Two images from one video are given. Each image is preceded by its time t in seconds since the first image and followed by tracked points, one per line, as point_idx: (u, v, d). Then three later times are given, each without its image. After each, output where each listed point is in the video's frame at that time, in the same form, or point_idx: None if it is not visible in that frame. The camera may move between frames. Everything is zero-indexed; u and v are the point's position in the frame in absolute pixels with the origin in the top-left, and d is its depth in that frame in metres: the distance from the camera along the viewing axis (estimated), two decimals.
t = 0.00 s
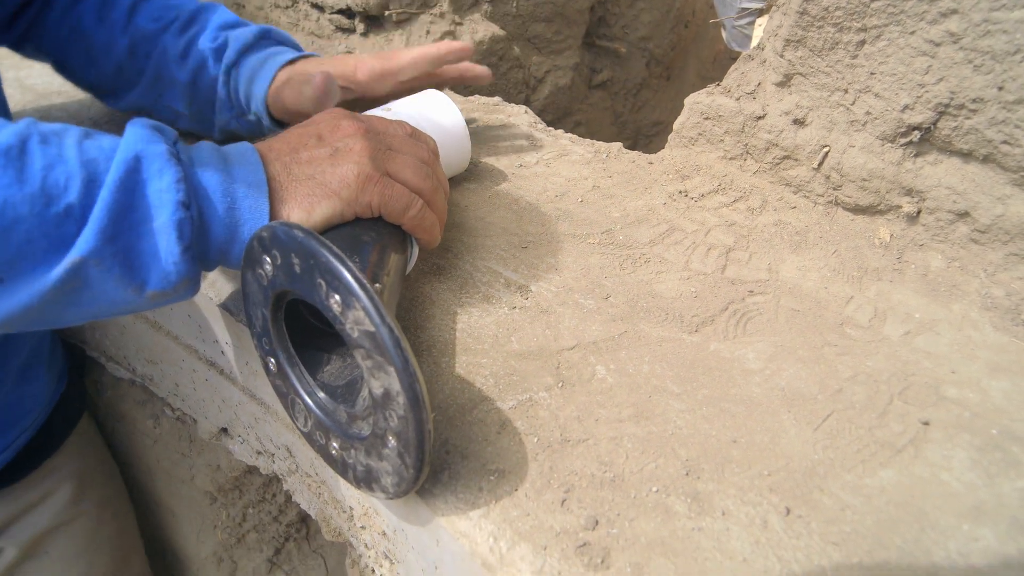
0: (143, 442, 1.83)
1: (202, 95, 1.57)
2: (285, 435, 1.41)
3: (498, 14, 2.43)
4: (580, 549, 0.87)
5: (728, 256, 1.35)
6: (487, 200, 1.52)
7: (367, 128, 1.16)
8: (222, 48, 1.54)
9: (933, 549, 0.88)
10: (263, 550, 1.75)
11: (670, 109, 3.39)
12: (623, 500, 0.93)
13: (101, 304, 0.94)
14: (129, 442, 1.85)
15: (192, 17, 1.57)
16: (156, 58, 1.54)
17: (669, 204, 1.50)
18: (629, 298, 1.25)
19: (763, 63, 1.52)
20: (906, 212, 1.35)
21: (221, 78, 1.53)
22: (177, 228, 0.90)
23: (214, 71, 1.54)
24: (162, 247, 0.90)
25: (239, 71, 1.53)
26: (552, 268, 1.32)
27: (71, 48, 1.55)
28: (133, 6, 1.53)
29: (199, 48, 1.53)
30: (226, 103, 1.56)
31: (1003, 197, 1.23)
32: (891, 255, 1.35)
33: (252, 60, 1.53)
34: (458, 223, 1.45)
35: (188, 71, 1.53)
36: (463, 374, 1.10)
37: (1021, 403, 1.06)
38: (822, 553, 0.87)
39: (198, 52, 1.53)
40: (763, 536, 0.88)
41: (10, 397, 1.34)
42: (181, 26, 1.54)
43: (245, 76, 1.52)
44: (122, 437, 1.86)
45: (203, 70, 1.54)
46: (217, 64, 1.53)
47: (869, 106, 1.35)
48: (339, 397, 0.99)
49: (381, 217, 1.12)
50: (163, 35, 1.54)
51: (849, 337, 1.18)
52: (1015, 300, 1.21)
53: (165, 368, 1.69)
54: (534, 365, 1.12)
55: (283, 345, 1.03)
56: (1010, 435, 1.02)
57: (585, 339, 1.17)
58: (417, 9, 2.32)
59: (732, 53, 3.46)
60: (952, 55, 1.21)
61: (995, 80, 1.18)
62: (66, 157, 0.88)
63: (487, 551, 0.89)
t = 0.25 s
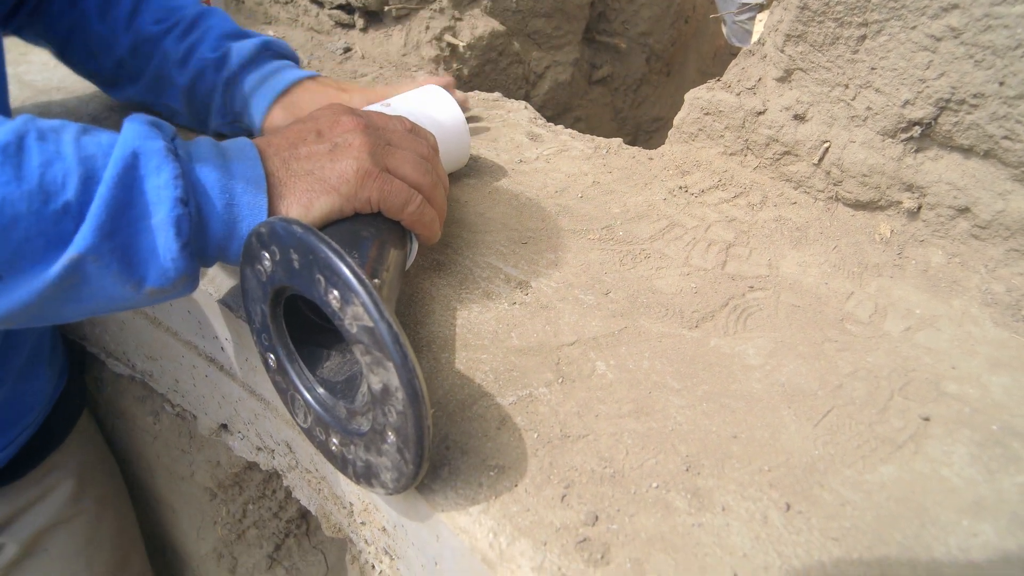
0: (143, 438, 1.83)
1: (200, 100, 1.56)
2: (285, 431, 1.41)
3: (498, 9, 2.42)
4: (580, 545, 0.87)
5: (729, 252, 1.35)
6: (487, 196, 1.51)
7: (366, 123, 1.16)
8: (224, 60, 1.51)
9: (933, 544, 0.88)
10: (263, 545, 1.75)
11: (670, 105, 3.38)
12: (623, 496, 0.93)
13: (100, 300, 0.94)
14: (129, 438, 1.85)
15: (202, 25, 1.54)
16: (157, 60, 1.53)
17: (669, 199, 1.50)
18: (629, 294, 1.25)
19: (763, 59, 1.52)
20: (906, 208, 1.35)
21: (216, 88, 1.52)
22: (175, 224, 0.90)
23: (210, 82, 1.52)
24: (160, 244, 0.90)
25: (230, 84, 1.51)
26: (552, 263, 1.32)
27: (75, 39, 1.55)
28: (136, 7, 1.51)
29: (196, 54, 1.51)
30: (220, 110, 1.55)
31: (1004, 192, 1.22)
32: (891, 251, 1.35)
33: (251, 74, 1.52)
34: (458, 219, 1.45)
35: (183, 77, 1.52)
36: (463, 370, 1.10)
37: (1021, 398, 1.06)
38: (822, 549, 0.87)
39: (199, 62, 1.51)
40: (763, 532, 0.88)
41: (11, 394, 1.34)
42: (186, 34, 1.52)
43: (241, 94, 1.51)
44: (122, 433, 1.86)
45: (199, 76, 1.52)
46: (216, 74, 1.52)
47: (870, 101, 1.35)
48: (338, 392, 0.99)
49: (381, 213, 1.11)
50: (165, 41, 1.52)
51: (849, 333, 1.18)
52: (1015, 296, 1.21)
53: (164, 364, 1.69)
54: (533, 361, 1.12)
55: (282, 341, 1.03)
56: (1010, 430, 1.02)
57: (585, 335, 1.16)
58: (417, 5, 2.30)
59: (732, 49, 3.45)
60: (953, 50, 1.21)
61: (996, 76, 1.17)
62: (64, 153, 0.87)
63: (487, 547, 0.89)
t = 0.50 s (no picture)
0: (143, 438, 1.82)
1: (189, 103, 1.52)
2: (285, 430, 1.41)
3: (498, 8, 2.43)
4: (580, 544, 0.87)
5: (729, 252, 1.34)
6: (487, 195, 1.51)
7: (366, 122, 1.16)
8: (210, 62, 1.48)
9: (933, 544, 0.88)
10: (264, 545, 1.75)
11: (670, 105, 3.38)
12: (623, 496, 0.93)
13: (100, 299, 0.94)
14: (129, 438, 1.84)
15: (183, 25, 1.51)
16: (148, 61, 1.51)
17: (669, 199, 1.49)
18: (629, 293, 1.25)
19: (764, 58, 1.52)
20: (906, 207, 1.35)
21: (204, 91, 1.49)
22: (176, 224, 0.90)
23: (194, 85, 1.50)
24: (161, 243, 0.90)
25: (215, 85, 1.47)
26: (552, 263, 1.32)
27: (62, 42, 1.55)
28: (125, 12, 1.51)
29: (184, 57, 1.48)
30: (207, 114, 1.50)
31: (1004, 191, 1.22)
32: (891, 250, 1.35)
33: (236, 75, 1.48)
34: (458, 218, 1.45)
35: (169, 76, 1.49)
36: (463, 369, 1.10)
37: (1021, 398, 1.06)
38: (822, 548, 0.87)
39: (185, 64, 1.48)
40: (763, 531, 0.88)
41: (10, 394, 1.33)
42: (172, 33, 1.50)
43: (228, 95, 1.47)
44: (122, 433, 1.85)
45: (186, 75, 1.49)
46: (203, 76, 1.48)
47: (870, 100, 1.35)
48: (339, 392, 1.00)
49: (381, 212, 1.11)
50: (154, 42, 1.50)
51: (849, 333, 1.18)
52: (1016, 296, 1.21)
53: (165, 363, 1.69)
54: (534, 360, 1.12)
55: (282, 340, 1.03)
56: (1011, 430, 1.02)
57: (585, 334, 1.16)
58: (417, 4, 2.29)
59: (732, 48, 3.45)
60: (954, 48, 1.21)
61: (996, 75, 1.17)
62: (65, 153, 0.87)
63: (487, 547, 0.89)
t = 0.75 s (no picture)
0: (143, 438, 1.82)
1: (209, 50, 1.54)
2: (285, 430, 1.41)
3: (498, 9, 2.46)
4: (580, 544, 0.87)
5: (729, 251, 1.34)
6: (487, 195, 1.51)
7: (366, 122, 1.16)
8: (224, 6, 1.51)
9: (933, 544, 0.88)
10: (264, 545, 1.76)
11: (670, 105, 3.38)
12: (623, 495, 0.93)
13: (101, 301, 0.94)
14: (129, 438, 1.85)
15: None
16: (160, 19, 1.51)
17: (669, 198, 1.49)
18: (630, 293, 1.25)
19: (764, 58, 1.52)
20: (907, 207, 1.35)
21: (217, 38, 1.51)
22: (176, 225, 0.90)
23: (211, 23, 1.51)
24: (162, 245, 0.90)
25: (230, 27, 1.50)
26: (552, 263, 1.32)
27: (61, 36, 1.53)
28: None
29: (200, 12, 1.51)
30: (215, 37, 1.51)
31: (1004, 191, 1.22)
32: (892, 250, 1.35)
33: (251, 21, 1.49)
34: (458, 218, 1.45)
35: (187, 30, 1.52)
36: (463, 369, 1.10)
37: (1021, 397, 1.06)
38: (822, 548, 0.87)
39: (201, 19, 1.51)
40: (764, 531, 0.88)
41: (9, 394, 1.34)
42: None
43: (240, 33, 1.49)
44: (122, 433, 1.85)
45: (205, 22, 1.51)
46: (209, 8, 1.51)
47: (871, 100, 1.35)
48: (339, 391, 1.00)
49: (381, 212, 1.11)
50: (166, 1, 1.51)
51: (849, 332, 1.18)
52: (1016, 295, 1.21)
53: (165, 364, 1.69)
54: (534, 360, 1.12)
55: (282, 340, 1.03)
56: (1011, 429, 1.02)
57: (585, 334, 1.16)
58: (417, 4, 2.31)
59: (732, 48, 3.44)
60: (954, 48, 1.21)
61: (996, 74, 1.17)
62: (66, 154, 0.87)
63: (487, 547, 0.89)
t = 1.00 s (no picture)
0: (143, 436, 1.82)
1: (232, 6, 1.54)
2: (285, 428, 1.40)
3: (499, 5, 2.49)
4: (581, 542, 0.87)
5: (729, 249, 1.34)
6: (487, 193, 1.51)
7: (366, 121, 1.16)
8: None
9: (934, 541, 0.88)
10: (264, 543, 1.76)
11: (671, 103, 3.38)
12: (624, 493, 0.93)
13: (103, 299, 0.94)
14: (129, 436, 1.85)
15: None
16: None
17: (669, 196, 1.49)
18: (630, 291, 1.25)
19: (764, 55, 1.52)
20: (907, 205, 1.35)
21: None
22: (177, 224, 0.90)
23: None
24: (162, 243, 0.90)
25: None
26: (553, 261, 1.32)
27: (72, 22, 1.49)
28: None
29: None
30: None
31: (1005, 189, 1.22)
32: (892, 248, 1.35)
33: None
34: (459, 216, 1.45)
35: None
36: (464, 367, 1.10)
37: (1021, 395, 1.06)
38: (823, 546, 0.87)
39: None
40: (764, 529, 0.88)
41: (8, 393, 1.33)
42: None
43: None
44: (122, 431, 1.85)
45: None
46: None
47: (871, 98, 1.34)
48: (339, 389, 1.00)
49: (381, 210, 1.11)
50: None
51: (850, 330, 1.17)
52: (1016, 293, 1.21)
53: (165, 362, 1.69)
54: (534, 358, 1.12)
55: (282, 338, 1.03)
56: (1011, 427, 1.02)
57: (585, 331, 1.16)
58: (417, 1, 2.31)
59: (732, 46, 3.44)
60: (955, 46, 1.21)
61: (997, 72, 1.17)
62: (66, 153, 0.87)
63: (488, 545, 0.89)
